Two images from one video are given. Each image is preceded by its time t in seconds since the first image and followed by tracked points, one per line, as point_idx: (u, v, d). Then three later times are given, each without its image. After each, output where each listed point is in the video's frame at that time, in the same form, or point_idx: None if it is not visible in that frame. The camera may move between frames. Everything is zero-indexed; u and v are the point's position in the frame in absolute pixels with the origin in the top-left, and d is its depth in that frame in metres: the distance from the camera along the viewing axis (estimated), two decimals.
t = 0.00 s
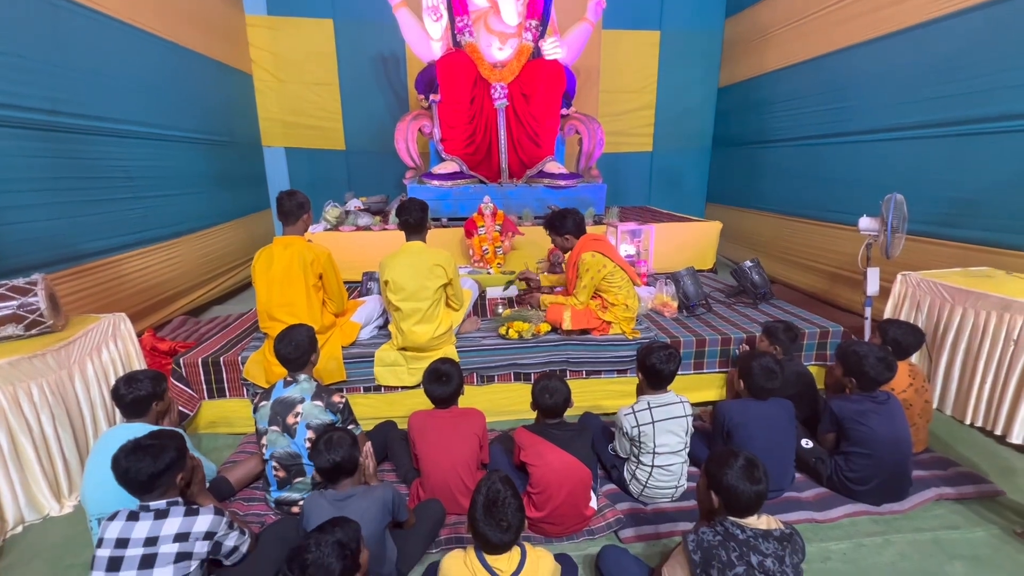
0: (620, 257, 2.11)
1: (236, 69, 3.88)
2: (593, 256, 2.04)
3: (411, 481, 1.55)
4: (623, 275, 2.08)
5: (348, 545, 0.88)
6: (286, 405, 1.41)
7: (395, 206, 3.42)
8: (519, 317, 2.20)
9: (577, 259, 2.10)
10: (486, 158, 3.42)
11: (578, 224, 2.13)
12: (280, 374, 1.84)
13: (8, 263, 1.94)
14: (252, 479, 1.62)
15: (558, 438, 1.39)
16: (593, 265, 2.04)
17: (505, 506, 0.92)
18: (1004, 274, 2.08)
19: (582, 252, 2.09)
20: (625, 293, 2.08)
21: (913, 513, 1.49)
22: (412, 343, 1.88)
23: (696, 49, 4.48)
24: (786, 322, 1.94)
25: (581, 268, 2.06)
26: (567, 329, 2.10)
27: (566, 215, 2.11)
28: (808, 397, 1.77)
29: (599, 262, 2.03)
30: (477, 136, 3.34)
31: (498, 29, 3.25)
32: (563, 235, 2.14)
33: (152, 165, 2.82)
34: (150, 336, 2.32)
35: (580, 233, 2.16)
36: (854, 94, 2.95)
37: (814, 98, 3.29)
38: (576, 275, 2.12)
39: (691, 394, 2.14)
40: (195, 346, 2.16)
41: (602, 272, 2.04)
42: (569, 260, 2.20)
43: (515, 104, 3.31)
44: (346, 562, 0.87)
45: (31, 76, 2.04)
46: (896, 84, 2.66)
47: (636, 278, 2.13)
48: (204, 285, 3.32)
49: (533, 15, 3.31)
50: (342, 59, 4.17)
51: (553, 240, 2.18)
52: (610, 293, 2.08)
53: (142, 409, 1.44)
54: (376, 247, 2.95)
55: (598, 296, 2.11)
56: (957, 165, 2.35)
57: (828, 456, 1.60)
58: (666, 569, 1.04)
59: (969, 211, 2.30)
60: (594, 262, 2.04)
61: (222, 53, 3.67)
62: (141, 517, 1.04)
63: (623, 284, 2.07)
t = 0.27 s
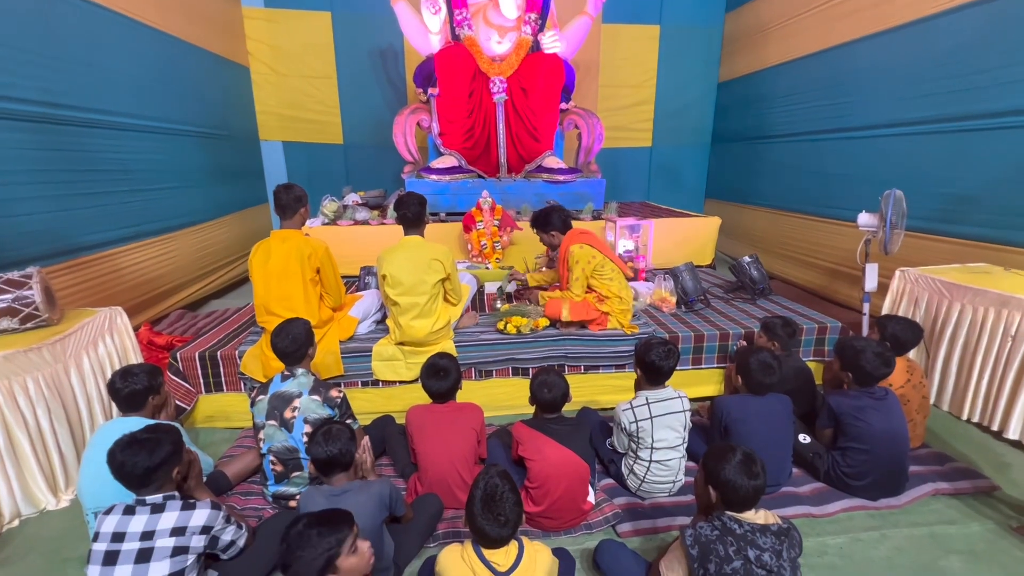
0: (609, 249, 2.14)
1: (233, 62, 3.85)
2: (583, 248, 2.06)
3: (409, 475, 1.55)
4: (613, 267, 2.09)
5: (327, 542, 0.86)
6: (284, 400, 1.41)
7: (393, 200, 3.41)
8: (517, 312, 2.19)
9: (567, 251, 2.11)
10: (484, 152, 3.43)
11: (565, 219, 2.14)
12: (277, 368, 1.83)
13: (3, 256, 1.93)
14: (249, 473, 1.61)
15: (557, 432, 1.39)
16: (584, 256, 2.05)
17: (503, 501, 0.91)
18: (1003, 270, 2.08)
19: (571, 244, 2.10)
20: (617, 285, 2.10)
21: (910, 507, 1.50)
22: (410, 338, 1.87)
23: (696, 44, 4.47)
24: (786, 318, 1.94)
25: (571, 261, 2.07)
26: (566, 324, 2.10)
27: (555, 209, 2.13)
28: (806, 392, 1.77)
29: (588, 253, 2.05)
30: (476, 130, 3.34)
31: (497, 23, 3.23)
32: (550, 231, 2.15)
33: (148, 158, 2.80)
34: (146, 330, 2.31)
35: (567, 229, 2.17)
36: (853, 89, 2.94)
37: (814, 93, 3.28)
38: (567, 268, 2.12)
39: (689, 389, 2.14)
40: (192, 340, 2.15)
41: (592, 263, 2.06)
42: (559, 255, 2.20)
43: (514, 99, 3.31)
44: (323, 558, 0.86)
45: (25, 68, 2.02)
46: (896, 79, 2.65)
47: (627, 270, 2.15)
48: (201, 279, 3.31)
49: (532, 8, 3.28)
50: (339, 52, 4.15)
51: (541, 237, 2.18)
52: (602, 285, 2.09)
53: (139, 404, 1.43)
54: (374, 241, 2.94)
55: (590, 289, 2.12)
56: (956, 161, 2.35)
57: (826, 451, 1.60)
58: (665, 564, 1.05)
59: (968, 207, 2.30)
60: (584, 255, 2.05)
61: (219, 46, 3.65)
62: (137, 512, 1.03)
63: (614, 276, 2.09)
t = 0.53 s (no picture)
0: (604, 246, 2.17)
1: (230, 58, 3.83)
2: (580, 244, 2.08)
3: (407, 473, 1.54)
4: (609, 264, 2.12)
5: (331, 535, 0.86)
6: (282, 396, 1.40)
7: (391, 197, 3.39)
8: (516, 310, 2.19)
9: (564, 247, 2.13)
10: (483, 150, 3.41)
11: (562, 215, 2.18)
12: (275, 365, 1.82)
13: None
14: (246, 470, 1.61)
15: (556, 430, 1.39)
16: (581, 252, 2.07)
17: (503, 498, 0.91)
18: (1000, 268, 2.09)
19: (568, 240, 2.13)
20: (613, 281, 2.11)
21: (909, 505, 1.50)
22: (409, 334, 1.87)
23: (695, 42, 4.46)
24: (785, 316, 1.94)
25: (569, 257, 2.08)
26: (565, 321, 2.09)
27: (552, 204, 2.16)
28: (804, 390, 1.77)
29: (585, 249, 2.07)
30: (475, 126, 3.31)
31: (496, 19, 3.24)
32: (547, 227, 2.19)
33: (145, 153, 2.78)
34: (143, 327, 2.29)
35: (563, 225, 2.20)
36: (852, 88, 2.95)
37: (812, 92, 3.28)
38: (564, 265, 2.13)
39: (688, 387, 2.14)
40: (189, 337, 2.14)
41: (589, 259, 2.08)
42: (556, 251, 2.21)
43: (513, 95, 3.29)
44: (325, 551, 0.85)
45: (20, 62, 2.00)
46: (894, 77, 2.65)
47: (622, 267, 2.17)
48: (198, 276, 3.29)
49: (531, 5, 3.31)
50: (337, 48, 4.12)
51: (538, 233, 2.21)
52: (598, 282, 2.10)
53: (135, 401, 1.42)
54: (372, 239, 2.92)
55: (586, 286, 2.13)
56: (954, 159, 2.35)
57: (824, 449, 1.60)
58: (665, 561, 1.04)
59: (966, 205, 2.30)
60: (580, 251, 2.07)
61: (217, 41, 3.62)
62: (135, 509, 1.02)
63: (610, 272, 2.11)
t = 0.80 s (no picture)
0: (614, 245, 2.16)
1: (230, 56, 3.82)
2: (592, 241, 2.07)
3: (410, 473, 1.53)
4: (618, 263, 2.11)
5: (342, 534, 0.85)
6: (284, 396, 1.39)
7: (391, 197, 3.38)
8: (518, 310, 2.18)
9: (574, 243, 2.11)
10: (484, 149, 3.41)
11: (578, 208, 2.17)
12: (276, 364, 1.81)
13: None
14: (247, 470, 1.60)
15: (561, 430, 1.38)
16: (592, 250, 2.06)
17: (510, 497, 0.90)
18: (1001, 269, 2.09)
19: (580, 235, 2.11)
20: (619, 282, 2.11)
21: (912, 505, 1.50)
22: (411, 334, 1.86)
23: (695, 43, 4.46)
24: (787, 316, 1.94)
25: (579, 253, 2.07)
26: (567, 321, 2.08)
27: (571, 196, 2.14)
28: (808, 390, 1.77)
29: (597, 247, 2.06)
30: (476, 126, 3.31)
31: (497, 19, 3.24)
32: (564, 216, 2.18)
33: (144, 152, 2.77)
34: (141, 326, 2.28)
35: (578, 218, 2.19)
36: (853, 89, 2.95)
37: (813, 92, 3.28)
38: (573, 261, 2.12)
39: (690, 388, 2.14)
40: (189, 336, 2.12)
41: (599, 257, 2.07)
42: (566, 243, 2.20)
43: (514, 95, 3.29)
44: (336, 550, 0.85)
45: (20, 59, 1.99)
46: (895, 79, 2.65)
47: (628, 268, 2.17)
48: (197, 276, 3.28)
49: (533, 5, 3.28)
50: (337, 48, 4.11)
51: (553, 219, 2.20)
52: (605, 281, 2.09)
53: (136, 400, 1.41)
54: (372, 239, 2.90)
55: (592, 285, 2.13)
56: (955, 160, 2.35)
57: (828, 449, 1.60)
58: (672, 561, 1.04)
59: (966, 206, 2.31)
60: (592, 248, 2.06)
61: (216, 40, 3.61)
62: (136, 509, 1.01)
63: (617, 272, 2.10)
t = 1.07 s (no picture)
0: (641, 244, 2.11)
1: (237, 57, 3.83)
2: (617, 237, 2.03)
3: (423, 474, 1.52)
4: (639, 264, 2.07)
5: (366, 535, 0.85)
6: (297, 396, 1.38)
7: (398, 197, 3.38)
8: (529, 310, 2.18)
9: (600, 237, 2.07)
10: (492, 150, 3.40)
11: (614, 198, 2.11)
12: (287, 365, 1.80)
13: (7, 249, 1.89)
14: (259, 471, 1.59)
15: (577, 432, 1.37)
16: (615, 247, 2.03)
17: (531, 498, 0.89)
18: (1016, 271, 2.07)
19: (606, 229, 2.07)
20: (636, 284, 2.08)
21: (930, 509, 1.48)
22: (422, 335, 1.85)
23: (702, 44, 4.46)
24: (801, 317, 1.93)
25: (602, 248, 2.04)
26: (578, 321, 2.07)
27: (608, 186, 2.09)
28: (823, 393, 1.75)
29: (620, 244, 2.02)
30: (483, 127, 3.29)
31: (505, 20, 3.22)
32: (597, 204, 2.12)
33: (152, 153, 2.77)
34: (150, 326, 2.28)
35: (611, 209, 2.14)
36: (861, 90, 2.94)
37: (821, 94, 3.27)
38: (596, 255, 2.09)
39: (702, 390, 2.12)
40: (199, 336, 2.12)
41: (621, 255, 2.03)
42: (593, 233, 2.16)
43: (522, 96, 3.28)
44: (361, 552, 0.84)
45: (29, 59, 1.99)
46: (905, 79, 2.64)
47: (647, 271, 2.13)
48: (204, 276, 3.28)
49: (541, 5, 3.26)
50: (344, 49, 4.12)
51: (585, 205, 2.15)
52: (623, 282, 2.06)
53: (149, 400, 1.41)
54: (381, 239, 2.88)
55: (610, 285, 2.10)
56: (966, 161, 2.34)
57: (844, 452, 1.58)
58: (692, 564, 1.03)
59: (978, 208, 2.29)
60: (617, 244, 2.03)
61: (224, 41, 3.62)
62: (154, 510, 1.00)
63: (636, 274, 2.07)
